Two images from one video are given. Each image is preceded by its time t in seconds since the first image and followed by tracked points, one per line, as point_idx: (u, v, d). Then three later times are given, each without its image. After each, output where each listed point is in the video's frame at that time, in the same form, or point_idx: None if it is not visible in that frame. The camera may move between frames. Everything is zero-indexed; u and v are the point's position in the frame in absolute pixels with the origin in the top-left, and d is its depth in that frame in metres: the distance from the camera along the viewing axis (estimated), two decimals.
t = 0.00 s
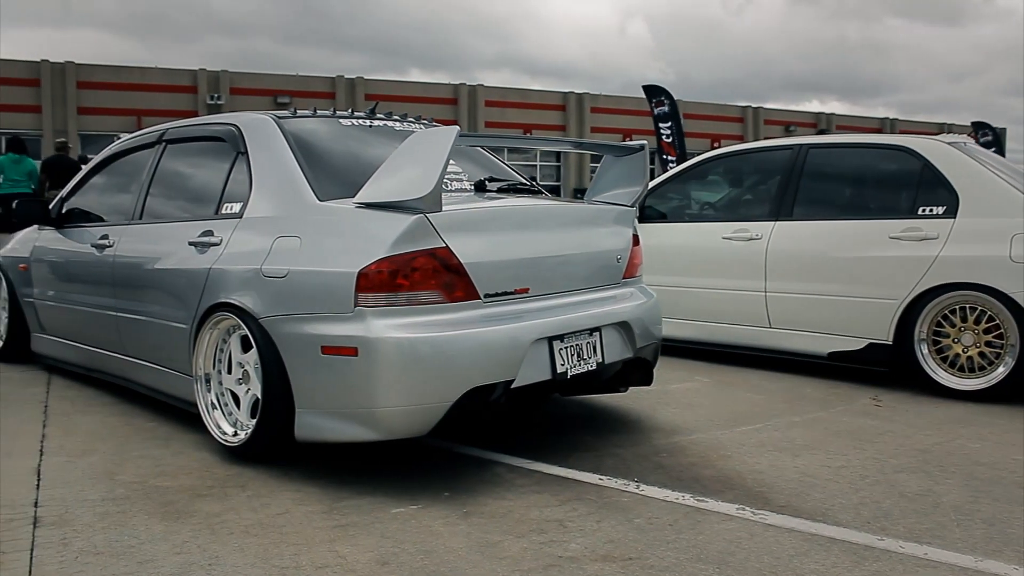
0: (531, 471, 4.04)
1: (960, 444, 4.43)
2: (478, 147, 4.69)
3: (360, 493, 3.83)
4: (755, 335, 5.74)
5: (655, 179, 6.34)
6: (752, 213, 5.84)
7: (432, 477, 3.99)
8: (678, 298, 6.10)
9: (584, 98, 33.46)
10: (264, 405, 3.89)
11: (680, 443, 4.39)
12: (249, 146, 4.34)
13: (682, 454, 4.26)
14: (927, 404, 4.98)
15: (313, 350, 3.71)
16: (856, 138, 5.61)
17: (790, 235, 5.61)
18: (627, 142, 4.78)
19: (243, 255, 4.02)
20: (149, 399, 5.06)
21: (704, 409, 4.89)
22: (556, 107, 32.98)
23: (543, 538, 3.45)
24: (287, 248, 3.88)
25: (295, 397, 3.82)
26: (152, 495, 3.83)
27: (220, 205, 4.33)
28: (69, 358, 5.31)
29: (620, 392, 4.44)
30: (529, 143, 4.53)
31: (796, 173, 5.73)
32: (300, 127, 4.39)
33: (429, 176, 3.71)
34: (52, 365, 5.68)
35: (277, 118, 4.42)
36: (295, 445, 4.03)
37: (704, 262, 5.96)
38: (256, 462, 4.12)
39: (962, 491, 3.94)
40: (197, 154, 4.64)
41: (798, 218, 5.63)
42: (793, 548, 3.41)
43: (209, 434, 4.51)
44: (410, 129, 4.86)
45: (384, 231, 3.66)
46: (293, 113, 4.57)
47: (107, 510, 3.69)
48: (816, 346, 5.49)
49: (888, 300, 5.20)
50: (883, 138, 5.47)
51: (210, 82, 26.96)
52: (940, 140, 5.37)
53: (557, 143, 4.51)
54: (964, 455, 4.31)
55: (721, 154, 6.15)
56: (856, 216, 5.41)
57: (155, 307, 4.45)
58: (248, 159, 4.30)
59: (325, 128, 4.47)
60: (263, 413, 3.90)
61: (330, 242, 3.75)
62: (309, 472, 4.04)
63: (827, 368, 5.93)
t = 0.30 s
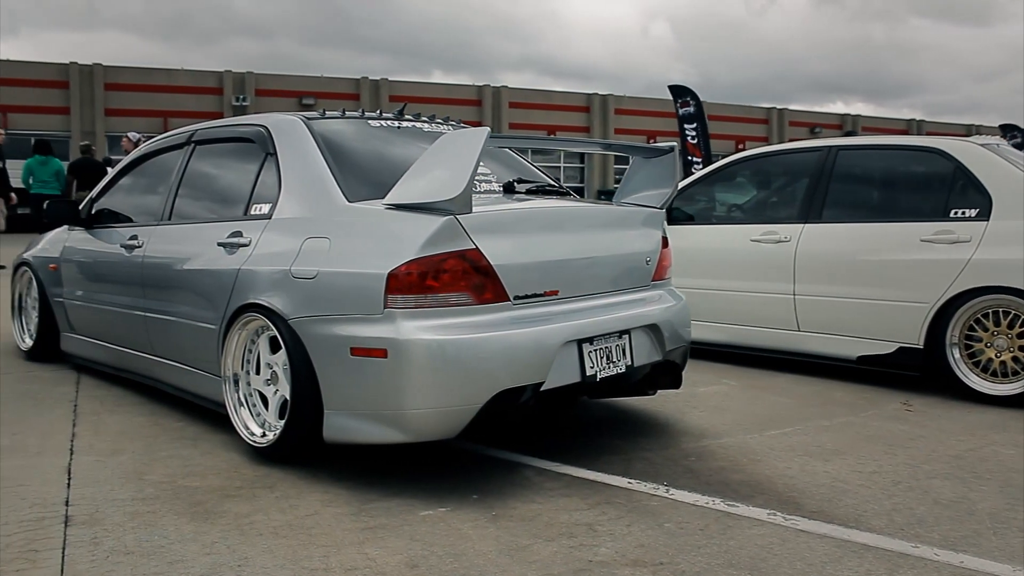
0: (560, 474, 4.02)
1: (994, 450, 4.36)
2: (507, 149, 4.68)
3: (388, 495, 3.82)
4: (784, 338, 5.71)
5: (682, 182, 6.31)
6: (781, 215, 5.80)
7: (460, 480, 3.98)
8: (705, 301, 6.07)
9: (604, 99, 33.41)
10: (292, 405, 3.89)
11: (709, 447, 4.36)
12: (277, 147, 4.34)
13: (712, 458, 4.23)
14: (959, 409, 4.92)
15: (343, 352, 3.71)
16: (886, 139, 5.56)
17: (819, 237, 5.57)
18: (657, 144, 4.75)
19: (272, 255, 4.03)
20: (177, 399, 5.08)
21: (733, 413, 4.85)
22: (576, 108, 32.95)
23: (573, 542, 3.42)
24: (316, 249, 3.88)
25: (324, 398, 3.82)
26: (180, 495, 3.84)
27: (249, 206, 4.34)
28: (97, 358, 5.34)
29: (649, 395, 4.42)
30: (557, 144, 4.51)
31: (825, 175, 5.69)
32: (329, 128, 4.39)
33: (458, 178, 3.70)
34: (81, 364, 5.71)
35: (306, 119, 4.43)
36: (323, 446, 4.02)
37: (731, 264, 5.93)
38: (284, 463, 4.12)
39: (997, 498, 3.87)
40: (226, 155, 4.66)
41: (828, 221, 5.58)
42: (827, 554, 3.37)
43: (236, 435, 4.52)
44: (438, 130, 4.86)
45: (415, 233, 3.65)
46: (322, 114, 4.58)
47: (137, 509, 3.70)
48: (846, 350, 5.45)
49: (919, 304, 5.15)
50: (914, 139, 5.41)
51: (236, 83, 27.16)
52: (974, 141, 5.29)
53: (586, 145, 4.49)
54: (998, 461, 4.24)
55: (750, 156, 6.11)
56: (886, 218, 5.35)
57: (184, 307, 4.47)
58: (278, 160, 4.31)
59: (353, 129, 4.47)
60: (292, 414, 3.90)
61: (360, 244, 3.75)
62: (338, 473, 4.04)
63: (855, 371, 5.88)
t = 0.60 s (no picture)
0: (588, 477, 4.00)
1: None
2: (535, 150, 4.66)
3: (416, 497, 3.81)
4: (812, 342, 5.67)
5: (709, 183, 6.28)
6: (809, 217, 5.76)
7: (488, 482, 3.96)
8: (732, 304, 6.05)
9: (625, 101, 33.43)
10: (320, 407, 3.89)
11: (738, 451, 4.32)
12: (306, 148, 4.35)
13: (741, 463, 4.19)
14: (992, 414, 4.86)
15: (372, 353, 3.70)
16: (917, 141, 5.49)
17: (848, 239, 5.52)
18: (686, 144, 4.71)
19: (301, 256, 4.02)
20: (205, 400, 5.10)
21: (762, 417, 4.82)
22: (597, 110, 32.97)
23: (602, 547, 3.39)
24: (345, 250, 3.87)
25: (352, 400, 3.81)
26: (209, 496, 3.84)
27: (277, 207, 4.34)
28: (125, 358, 5.36)
29: (677, 398, 4.39)
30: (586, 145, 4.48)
31: (854, 177, 5.64)
32: (358, 129, 4.39)
33: (487, 180, 3.68)
34: (109, 363, 5.74)
35: (335, 120, 4.43)
36: (351, 448, 4.01)
37: (758, 267, 5.90)
38: (311, 464, 4.12)
39: None
40: (255, 156, 4.66)
41: (857, 223, 5.52)
42: (860, 561, 3.32)
43: (263, 436, 4.53)
44: (466, 131, 4.84)
45: (444, 234, 3.63)
46: (350, 115, 4.58)
47: (165, 510, 3.71)
48: (876, 353, 5.41)
49: (950, 307, 5.10)
50: (946, 140, 5.34)
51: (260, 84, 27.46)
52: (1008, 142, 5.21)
53: (615, 146, 4.46)
54: None
55: (778, 157, 6.08)
56: (917, 220, 5.29)
57: (212, 308, 4.48)
58: (306, 161, 4.31)
59: (381, 130, 4.47)
60: (320, 415, 3.89)
61: (389, 245, 3.74)
62: (366, 475, 4.04)
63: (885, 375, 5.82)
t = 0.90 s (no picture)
0: (614, 485, 3.97)
1: None
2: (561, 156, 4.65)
3: (442, 504, 3.80)
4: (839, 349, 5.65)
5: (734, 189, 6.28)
6: (834, 223, 5.72)
7: (514, 489, 3.94)
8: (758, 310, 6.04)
9: (647, 107, 33.58)
10: (345, 413, 3.88)
11: (765, 459, 4.29)
12: (331, 153, 4.35)
13: (769, 471, 4.16)
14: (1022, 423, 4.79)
15: (398, 359, 3.69)
16: (945, 146, 5.44)
17: (874, 246, 5.48)
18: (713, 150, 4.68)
19: (327, 261, 4.02)
20: (230, 405, 5.11)
21: (789, 425, 4.78)
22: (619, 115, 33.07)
23: (630, 555, 3.36)
24: (371, 256, 3.87)
25: (378, 406, 3.80)
26: (234, 501, 3.84)
27: (302, 213, 4.35)
28: (149, 362, 5.38)
29: (703, 405, 4.37)
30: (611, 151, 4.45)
31: (880, 183, 5.60)
32: (383, 135, 4.39)
33: (515, 184, 3.66)
34: (134, 367, 5.77)
35: (360, 125, 4.43)
36: (376, 454, 4.01)
37: (783, 273, 5.89)
38: (337, 470, 4.11)
39: None
40: (280, 161, 4.67)
41: (884, 229, 5.48)
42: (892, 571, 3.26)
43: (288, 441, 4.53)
44: (491, 137, 4.83)
45: (470, 240, 3.62)
46: (375, 120, 4.58)
47: (191, 515, 3.70)
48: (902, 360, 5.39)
49: (979, 315, 5.06)
50: (974, 146, 5.29)
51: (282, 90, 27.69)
52: None
53: (641, 152, 4.43)
54: None
55: (802, 163, 6.06)
56: (945, 226, 5.23)
57: (237, 313, 4.48)
58: (332, 167, 4.31)
59: (406, 135, 4.47)
60: (345, 421, 3.88)
61: (415, 251, 3.73)
62: (391, 481, 4.03)
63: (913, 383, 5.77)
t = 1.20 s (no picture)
0: (641, 492, 3.95)
1: None
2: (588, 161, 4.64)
3: (468, 510, 3.78)
4: (867, 356, 5.63)
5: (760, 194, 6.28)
6: (862, 228, 5.69)
7: (540, 496, 3.92)
8: (786, 317, 6.03)
9: (670, 111, 33.48)
10: (371, 418, 3.87)
11: (794, 467, 4.25)
12: (358, 158, 4.36)
13: (797, 479, 4.11)
14: None
15: (425, 364, 3.68)
16: (974, 150, 5.39)
17: (901, 251, 5.43)
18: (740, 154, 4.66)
19: (353, 266, 4.02)
20: (255, 409, 5.12)
21: (817, 432, 4.74)
22: (641, 120, 33.05)
23: (659, 563, 3.32)
24: (398, 260, 3.86)
25: (404, 411, 3.80)
26: (260, 506, 3.83)
27: (329, 217, 4.35)
28: (175, 366, 5.40)
29: (730, 411, 4.34)
30: (638, 156, 4.44)
31: (908, 188, 5.56)
32: (410, 139, 4.39)
33: (544, 189, 3.65)
34: (159, 371, 5.79)
35: (387, 130, 4.44)
36: (402, 460, 4.00)
37: (811, 279, 5.87)
38: (363, 476, 4.11)
39: None
40: (306, 166, 4.68)
41: (912, 234, 5.43)
42: None
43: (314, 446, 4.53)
44: (517, 141, 4.82)
45: (498, 245, 3.61)
46: (401, 125, 4.58)
47: (217, 519, 3.70)
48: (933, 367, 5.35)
49: (1010, 321, 5.01)
50: (1003, 150, 5.23)
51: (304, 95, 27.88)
52: None
53: (668, 157, 4.41)
54: None
55: (828, 168, 6.06)
56: (974, 231, 5.18)
57: (263, 317, 4.49)
58: (358, 171, 4.32)
59: (434, 140, 4.47)
60: (370, 426, 3.88)
61: (442, 256, 3.72)
62: (417, 486, 4.02)
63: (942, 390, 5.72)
